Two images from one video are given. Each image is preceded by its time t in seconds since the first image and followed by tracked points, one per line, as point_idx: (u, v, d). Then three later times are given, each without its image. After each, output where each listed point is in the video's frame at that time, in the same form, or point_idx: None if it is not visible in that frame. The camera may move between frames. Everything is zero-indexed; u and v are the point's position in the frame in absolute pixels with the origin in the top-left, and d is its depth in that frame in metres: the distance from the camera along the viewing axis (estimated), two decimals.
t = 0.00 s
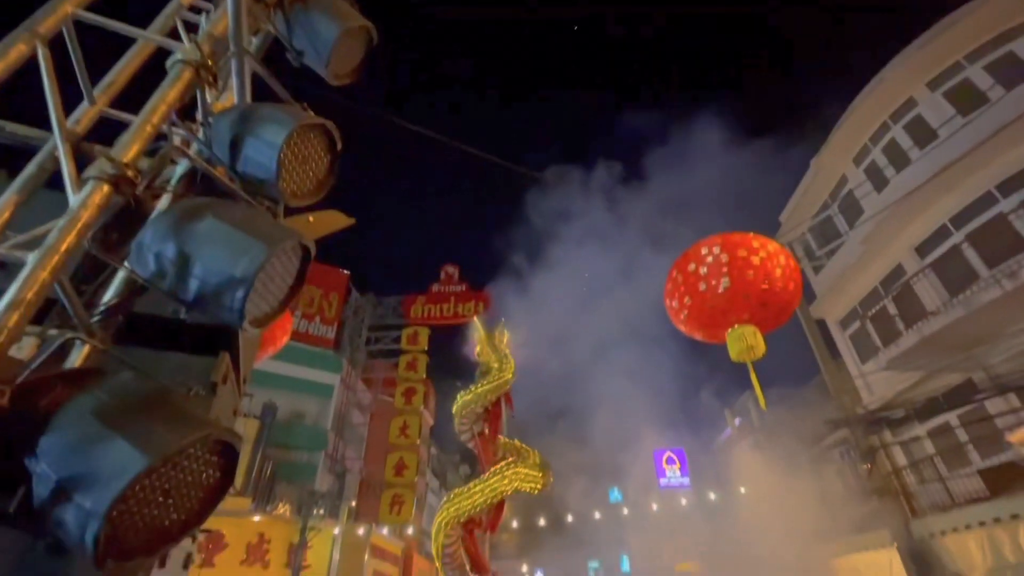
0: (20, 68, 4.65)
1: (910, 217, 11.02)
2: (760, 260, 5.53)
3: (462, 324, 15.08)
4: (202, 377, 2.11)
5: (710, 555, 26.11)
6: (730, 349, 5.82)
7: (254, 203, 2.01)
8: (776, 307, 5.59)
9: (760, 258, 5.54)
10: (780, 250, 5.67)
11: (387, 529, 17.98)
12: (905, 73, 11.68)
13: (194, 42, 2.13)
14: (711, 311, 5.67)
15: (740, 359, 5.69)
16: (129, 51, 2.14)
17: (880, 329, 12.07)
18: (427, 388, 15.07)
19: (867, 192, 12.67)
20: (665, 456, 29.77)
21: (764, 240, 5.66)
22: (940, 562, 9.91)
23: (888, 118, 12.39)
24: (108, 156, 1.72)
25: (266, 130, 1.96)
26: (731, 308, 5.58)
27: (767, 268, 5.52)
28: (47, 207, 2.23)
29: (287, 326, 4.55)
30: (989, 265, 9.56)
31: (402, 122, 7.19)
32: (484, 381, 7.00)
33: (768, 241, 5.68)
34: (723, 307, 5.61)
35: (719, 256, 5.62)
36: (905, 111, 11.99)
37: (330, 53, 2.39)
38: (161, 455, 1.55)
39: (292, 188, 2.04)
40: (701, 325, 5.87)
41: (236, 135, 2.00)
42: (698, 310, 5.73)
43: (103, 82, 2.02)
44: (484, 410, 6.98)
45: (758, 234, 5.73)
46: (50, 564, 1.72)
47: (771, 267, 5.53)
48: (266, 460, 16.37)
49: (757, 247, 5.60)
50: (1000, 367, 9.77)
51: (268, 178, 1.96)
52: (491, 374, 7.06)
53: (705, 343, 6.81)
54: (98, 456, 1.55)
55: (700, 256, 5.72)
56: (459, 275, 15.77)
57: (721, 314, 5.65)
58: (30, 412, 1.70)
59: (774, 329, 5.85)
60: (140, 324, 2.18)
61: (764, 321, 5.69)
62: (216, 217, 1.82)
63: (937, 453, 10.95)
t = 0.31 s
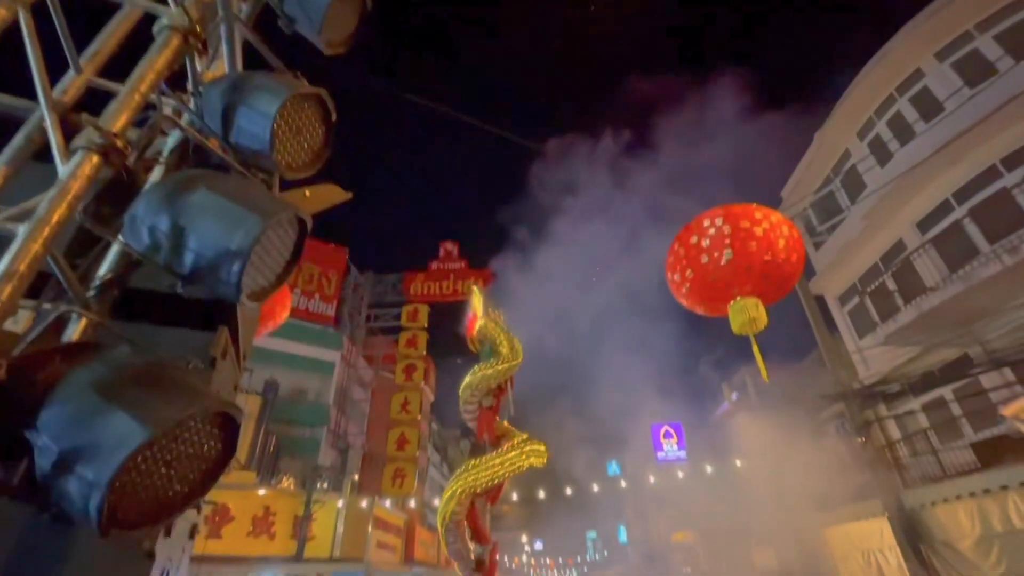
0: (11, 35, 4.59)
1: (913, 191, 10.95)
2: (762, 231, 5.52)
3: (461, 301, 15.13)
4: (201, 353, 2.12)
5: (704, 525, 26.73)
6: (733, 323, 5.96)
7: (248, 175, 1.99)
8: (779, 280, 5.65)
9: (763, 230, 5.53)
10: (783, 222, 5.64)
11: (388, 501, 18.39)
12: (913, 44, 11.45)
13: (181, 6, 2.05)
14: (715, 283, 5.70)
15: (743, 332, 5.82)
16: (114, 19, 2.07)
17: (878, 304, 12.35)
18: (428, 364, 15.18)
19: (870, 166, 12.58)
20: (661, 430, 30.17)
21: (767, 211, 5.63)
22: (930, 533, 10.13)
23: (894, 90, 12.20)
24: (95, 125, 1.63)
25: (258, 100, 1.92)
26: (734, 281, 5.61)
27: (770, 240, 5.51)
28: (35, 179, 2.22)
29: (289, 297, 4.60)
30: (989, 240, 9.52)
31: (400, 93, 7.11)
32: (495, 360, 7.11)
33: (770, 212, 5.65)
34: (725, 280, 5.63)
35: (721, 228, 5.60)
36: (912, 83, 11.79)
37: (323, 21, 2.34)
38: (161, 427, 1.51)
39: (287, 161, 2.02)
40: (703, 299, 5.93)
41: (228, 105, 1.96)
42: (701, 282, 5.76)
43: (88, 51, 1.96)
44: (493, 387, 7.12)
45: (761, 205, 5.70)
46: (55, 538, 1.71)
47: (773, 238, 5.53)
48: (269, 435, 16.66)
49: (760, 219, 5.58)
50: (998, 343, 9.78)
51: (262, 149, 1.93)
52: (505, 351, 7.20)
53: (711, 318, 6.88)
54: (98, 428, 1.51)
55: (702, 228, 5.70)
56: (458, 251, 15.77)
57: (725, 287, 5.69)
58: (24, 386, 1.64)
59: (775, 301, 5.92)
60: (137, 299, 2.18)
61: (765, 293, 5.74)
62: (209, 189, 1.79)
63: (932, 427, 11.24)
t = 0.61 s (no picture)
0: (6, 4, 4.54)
1: (916, 169, 10.87)
2: (766, 205, 5.58)
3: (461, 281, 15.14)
4: (200, 328, 2.12)
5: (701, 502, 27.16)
6: (733, 297, 6.00)
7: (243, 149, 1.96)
8: (782, 255, 5.70)
9: (767, 203, 5.59)
10: (787, 195, 5.69)
11: (390, 477, 18.71)
12: (921, 18, 11.23)
13: None
14: (717, 258, 5.78)
15: (745, 307, 5.87)
16: None
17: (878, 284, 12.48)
18: (428, 343, 15.24)
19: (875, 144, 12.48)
20: (660, 408, 30.33)
21: (771, 185, 5.68)
22: (922, 504, 10.38)
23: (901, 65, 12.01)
24: (84, 95, 1.55)
25: (251, 70, 1.90)
26: (737, 256, 5.69)
27: (773, 213, 5.58)
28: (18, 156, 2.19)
29: (287, 274, 4.61)
30: (992, 219, 9.45)
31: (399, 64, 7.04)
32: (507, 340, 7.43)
33: (775, 186, 5.71)
34: (728, 254, 5.71)
35: (724, 202, 5.66)
36: (919, 58, 11.59)
37: None
38: (160, 400, 1.46)
39: (283, 134, 2.00)
40: (705, 274, 6.04)
41: (221, 76, 1.94)
42: (703, 257, 5.86)
43: (75, 18, 1.86)
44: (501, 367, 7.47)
45: (765, 179, 5.74)
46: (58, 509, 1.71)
47: (777, 212, 5.58)
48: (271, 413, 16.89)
49: (764, 192, 5.64)
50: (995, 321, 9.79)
51: (257, 122, 1.90)
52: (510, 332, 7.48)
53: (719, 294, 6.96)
54: (96, 401, 1.48)
55: (705, 202, 5.76)
56: (457, 231, 15.74)
57: (728, 261, 5.78)
58: (25, 362, 1.60)
59: (778, 277, 5.97)
60: (134, 274, 2.16)
61: (768, 270, 5.83)
62: (202, 162, 1.77)
63: (927, 405, 11.37)
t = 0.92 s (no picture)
0: None
1: (922, 150, 10.76)
2: (771, 184, 5.53)
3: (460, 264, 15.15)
4: (201, 309, 2.11)
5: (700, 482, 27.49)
6: (735, 278, 6.06)
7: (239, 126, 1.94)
8: (785, 235, 5.70)
9: (771, 182, 5.55)
10: (792, 174, 5.63)
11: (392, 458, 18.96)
12: None
13: None
14: (720, 238, 5.79)
15: (745, 288, 5.93)
16: None
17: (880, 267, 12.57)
18: (429, 326, 15.27)
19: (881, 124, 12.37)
20: (660, 390, 30.46)
21: (776, 163, 5.62)
22: (919, 484, 10.49)
23: (910, 43, 11.81)
24: (75, 68, 1.52)
25: (246, 44, 1.87)
26: (739, 236, 5.69)
27: (778, 193, 5.54)
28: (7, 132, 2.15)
29: (287, 254, 4.59)
30: (998, 200, 9.36)
31: (400, 40, 6.98)
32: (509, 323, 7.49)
33: (780, 165, 5.65)
34: (731, 234, 5.72)
35: (728, 181, 5.61)
36: (929, 36, 11.36)
37: None
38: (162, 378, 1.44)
39: (280, 111, 1.98)
40: (707, 256, 6.08)
41: (217, 51, 1.91)
42: (706, 237, 5.86)
43: None
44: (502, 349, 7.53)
45: (770, 158, 5.68)
46: (63, 489, 1.71)
47: (782, 192, 5.54)
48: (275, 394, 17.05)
49: (769, 171, 5.58)
50: (996, 304, 9.71)
51: (253, 98, 1.88)
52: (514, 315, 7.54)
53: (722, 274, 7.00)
54: (98, 379, 1.46)
55: (709, 181, 5.72)
56: (458, 213, 15.69)
57: (730, 241, 5.79)
58: (22, 341, 1.59)
59: (782, 258, 5.98)
60: (132, 254, 2.14)
61: (770, 251, 5.86)
62: (199, 138, 1.75)
63: (925, 387, 11.46)
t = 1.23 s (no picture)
0: None
1: (928, 135, 10.67)
2: (777, 167, 5.50)
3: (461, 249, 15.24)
4: (203, 291, 2.11)
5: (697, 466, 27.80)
6: (739, 262, 6.11)
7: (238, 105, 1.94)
8: (790, 219, 5.70)
9: (778, 165, 5.51)
10: (798, 157, 5.60)
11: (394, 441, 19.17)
12: None
13: None
14: (724, 222, 5.78)
15: (749, 272, 5.99)
16: None
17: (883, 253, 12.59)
18: (430, 311, 15.34)
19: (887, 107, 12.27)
20: (659, 375, 30.58)
21: (782, 146, 5.59)
22: (915, 468, 10.59)
23: (919, 25, 11.60)
24: (71, 45, 1.51)
25: (245, 21, 1.85)
26: (744, 220, 5.69)
27: (784, 177, 5.52)
28: (1, 109, 2.13)
29: (289, 237, 4.59)
30: (1003, 185, 9.29)
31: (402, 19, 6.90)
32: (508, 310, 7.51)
33: (786, 147, 5.60)
34: (735, 218, 5.71)
35: (734, 164, 5.56)
36: (938, 17, 11.16)
37: None
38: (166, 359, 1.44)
39: (280, 91, 1.97)
40: (711, 240, 6.11)
41: (215, 28, 1.89)
42: (710, 221, 5.84)
43: None
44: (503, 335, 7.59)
45: (777, 140, 5.63)
46: (68, 469, 1.73)
47: (788, 175, 5.51)
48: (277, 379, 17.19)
49: (775, 154, 5.53)
50: (999, 290, 9.56)
51: (252, 77, 1.87)
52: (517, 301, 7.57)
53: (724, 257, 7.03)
54: (101, 359, 1.46)
55: (714, 165, 5.67)
56: (459, 198, 15.70)
57: (735, 225, 5.78)
58: (23, 322, 1.59)
59: (786, 242, 6.01)
60: (132, 236, 2.14)
61: (774, 235, 5.87)
62: (198, 117, 1.74)
63: (925, 372, 11.54)
